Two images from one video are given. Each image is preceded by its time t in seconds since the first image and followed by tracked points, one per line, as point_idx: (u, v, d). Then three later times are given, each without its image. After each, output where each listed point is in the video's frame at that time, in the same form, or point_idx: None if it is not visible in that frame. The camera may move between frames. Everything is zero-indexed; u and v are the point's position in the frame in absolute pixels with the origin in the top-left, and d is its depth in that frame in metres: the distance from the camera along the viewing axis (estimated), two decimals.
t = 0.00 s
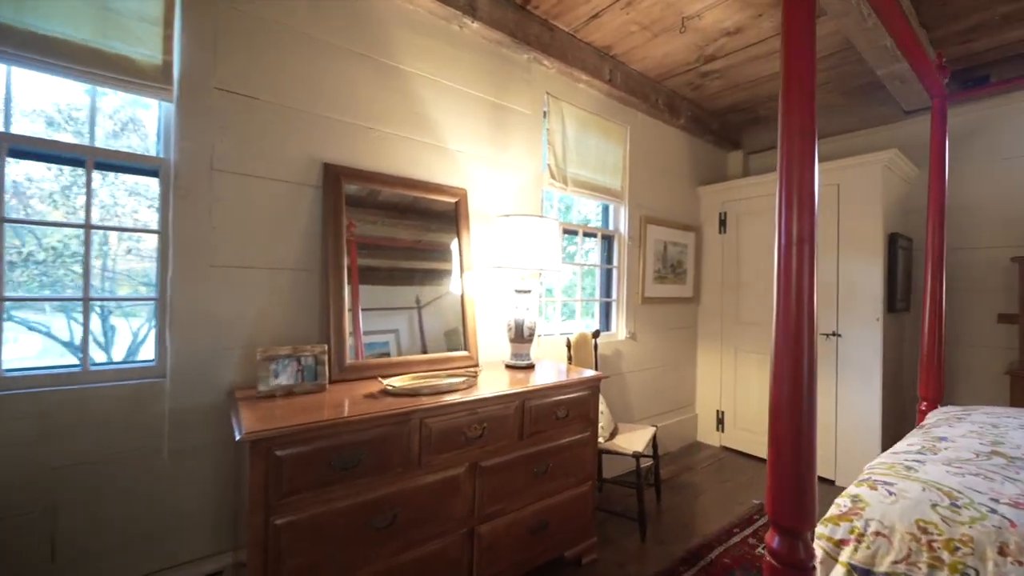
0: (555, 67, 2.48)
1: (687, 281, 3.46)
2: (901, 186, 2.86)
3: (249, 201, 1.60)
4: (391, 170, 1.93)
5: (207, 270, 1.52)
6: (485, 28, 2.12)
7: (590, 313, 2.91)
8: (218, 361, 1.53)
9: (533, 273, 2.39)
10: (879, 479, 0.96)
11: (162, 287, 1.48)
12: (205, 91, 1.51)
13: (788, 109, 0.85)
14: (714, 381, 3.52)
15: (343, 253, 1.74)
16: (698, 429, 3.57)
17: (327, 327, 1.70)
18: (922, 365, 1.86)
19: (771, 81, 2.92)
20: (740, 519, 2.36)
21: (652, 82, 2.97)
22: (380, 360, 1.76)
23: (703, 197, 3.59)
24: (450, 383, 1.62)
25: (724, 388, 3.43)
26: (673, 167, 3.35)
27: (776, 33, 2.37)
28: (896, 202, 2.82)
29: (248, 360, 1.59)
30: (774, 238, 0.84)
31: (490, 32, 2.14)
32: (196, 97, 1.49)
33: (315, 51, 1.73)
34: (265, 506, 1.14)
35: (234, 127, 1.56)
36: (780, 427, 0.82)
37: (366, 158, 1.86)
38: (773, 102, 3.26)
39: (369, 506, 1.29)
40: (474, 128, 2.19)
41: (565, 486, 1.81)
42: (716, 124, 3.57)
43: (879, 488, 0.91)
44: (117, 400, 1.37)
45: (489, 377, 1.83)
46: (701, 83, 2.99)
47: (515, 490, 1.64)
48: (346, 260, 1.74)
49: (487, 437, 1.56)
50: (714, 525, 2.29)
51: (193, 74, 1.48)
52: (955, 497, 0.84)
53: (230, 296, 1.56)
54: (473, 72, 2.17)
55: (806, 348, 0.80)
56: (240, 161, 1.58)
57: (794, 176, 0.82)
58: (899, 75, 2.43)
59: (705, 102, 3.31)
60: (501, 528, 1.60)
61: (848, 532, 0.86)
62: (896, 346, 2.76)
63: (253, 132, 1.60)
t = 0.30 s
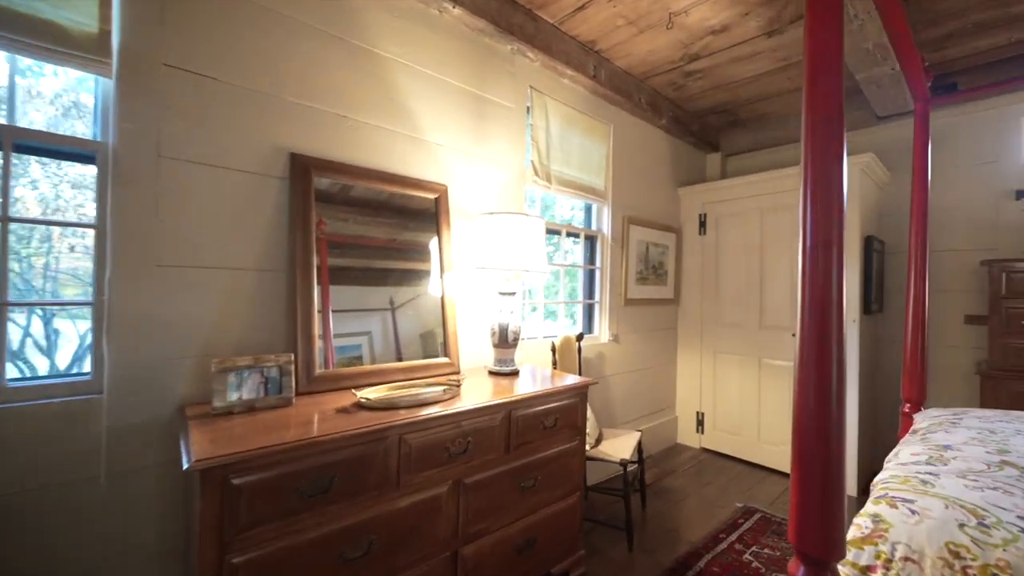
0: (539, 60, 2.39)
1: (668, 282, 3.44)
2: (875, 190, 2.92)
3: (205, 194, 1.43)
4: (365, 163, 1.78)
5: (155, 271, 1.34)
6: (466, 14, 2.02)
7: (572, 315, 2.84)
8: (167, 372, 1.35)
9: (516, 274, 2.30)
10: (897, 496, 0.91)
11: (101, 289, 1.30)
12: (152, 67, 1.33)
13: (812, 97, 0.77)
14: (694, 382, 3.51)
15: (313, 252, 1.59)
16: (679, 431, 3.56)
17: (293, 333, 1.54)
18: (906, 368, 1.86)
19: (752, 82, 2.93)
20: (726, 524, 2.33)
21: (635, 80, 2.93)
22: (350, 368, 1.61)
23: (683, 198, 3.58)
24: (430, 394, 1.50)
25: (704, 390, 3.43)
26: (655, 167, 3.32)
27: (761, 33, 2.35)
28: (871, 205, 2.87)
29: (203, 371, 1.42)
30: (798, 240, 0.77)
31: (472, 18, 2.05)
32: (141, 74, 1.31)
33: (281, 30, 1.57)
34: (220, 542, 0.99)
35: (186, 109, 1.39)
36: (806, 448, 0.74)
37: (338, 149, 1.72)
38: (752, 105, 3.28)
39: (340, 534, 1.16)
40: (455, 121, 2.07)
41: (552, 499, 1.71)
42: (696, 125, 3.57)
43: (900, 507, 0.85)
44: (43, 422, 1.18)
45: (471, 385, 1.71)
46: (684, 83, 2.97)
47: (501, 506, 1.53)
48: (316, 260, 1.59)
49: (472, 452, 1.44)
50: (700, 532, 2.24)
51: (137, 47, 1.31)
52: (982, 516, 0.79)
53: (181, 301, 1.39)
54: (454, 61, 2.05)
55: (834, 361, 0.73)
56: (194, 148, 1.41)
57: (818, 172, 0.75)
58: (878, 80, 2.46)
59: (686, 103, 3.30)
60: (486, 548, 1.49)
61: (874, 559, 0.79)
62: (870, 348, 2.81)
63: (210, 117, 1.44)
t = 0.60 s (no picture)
0: (516, 51, 2.31)
1: (642, 282, 3.43)
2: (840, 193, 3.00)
3: (141, 183, 1.26)
4: (330, 153, 1.64)
5: (79, 270, 1.16)
6: None
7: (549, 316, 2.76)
8: (94, 387, 1.18)
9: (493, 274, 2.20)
10: (901, 507, 0.87)
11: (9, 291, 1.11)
12: (76, 35, 1.15)
13: (825, 82, 0.71)
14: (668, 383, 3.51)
15: (270, 250, 1.43)
16: (653, 432, 3.55)
17: (246, 339, 1.38)
18: (880, 368, 1.89)
19: (726, 84, 2.95)
20: (705, 526, 2.31)
21: (612, 78, 2.89)
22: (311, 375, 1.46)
23: (657, 199, 3.57)
24: (402, 406, 1.37)
25: (678, 390, 3.44)
26: (630, 166, 3.30)
27: (737, 33, 2.36)
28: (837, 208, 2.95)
29: (139, 383, 1.25)
30: (810, 237, 0.70)
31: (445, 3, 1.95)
32: (62, 42, 1.14)
33: (234, 1, 1.41)
34: None
35: (119, 85, 1.22)
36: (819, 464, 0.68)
37: (299, 136, 1.56)
38: (724, 107, 3.31)
39: (300, 567, 1.02)
40: (428, 111, 1.95)
41: (532, 511, 1.62)
42: (669, 126, 3.58)
43: (907, 520, 0.81)
44: None
45: (447, 393, 1.60)
46: (660, 83, 2.95)
47: (479, 522, 1.42)
48: (274, 259, 1.44)
49: (448, 467, 1.33)
50: (680, 535, 2.21)
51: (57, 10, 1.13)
52: (991, 527, 0.75)
53: (113, 304, 1.21)
54: (428, 48, 1.94)
55: (850, 370, 0.67)
56: (128, 130, 1.23)
57: (831, 164, 0.69)
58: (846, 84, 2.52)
59: (661, 103, 3.29)
60: (463, 569, 1.38)
61: None
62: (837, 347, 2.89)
63: (147, 95, 1.26)
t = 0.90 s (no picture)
0: (483, 40, 2.19)
1: (611, 282, 3.39)
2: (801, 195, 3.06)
3: (35, 167, 1.06)
4: (275, 139, 1.47)
5: None
6: None
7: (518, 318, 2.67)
8: None
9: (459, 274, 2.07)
10: (892, 524, 0.82)
11: None
12: None
13: (826, 65, 0.63)
14: (637, 383, 3.50)
15: (201, 248, 1.25)
16: (622, 433, 3.53)
17: (171, 351, 1.20)
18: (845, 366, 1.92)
19: (694, 85, 2.94)
20: (676, 530, 2.27)
21: (582, 74, 2.83)
22: (265, 382, 1.32)
23: (626, 198, 3.55)
24: (358, 423, 1.23)
25: (647, 390, 3.42)
26: (599, 165, 3.26)
27: (706, 32, 2.34)
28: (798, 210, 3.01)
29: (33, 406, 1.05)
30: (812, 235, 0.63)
31: None
32: None
33: None
34: None
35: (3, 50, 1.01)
36: (823, 490, 0.61)
37: (238, 119, 1.38)
38: (691, 108, 3.32)
39: None
40: (388, 99, 1.80)
41: (500, 529, 1.51)
42: (638, 125, 3.56)
43: (902, 539, 0.76)
44: None
45: (409, 405, 1.46)
46: (629, 81, 2.91)
47: (442, 546, 1.30)
48: (209, 258, 1.26)
49: (408, 490, 1.20)
50: (652, 542, 2.16)
51: None
52: (989, 546, 0.71)
53: None
54: (387, 30, 1.79)
55: (858, 385, 0.60)
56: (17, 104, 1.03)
57: (835, 155, 0.62)
58: (808, 88, 2.56)
59: (630, 102, 3.26)
60: None
61: None
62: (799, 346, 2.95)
63: (43, 63, 1.06)
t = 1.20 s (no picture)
0: (447, 26, 2.07)
1: (580, 283, 3.34)
2: (764, 197, 3.12)
3: None
4: (207, 121, 1.28)
5: None
6: None
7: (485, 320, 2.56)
8: None
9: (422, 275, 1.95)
10: (883, 543, 0.77)
11: None
12: None
13: (829, 42, 0.57)
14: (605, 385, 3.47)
15: (115, 244, 1.07)
16: (591, 435, 3.49)
17: (75, 366, 1.01)
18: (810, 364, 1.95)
19: (662, 85, 2.93)
20: (646, 536, 2.23)
21: (551, 69, 2.75)
22: (211, 390, 1.18)
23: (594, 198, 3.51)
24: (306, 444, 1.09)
25: (615, 391, 3.40)
26: (567, 163, 3.20)
27: (675, 31, 2.31)
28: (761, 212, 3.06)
29: None
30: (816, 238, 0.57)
31: None
32: None
33: None
34: None
35: None
36: (830, 512, 0.55)
37: (164, 97, 1.20)
38: (659, 108, 3.32)
39: None
40: (343, 85, 1.65)
41: (466, 550, 1.40)
42: (606, 124, 3.53)
43: (897, 562, 0.70)
44: None
45: (364, 419, 1.32)
46: (598, 78, 2.86)
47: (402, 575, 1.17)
48: (119, 252, 1.07)
49: (362, 515, 1.08)
50: (622, 549, 2.11)
51: None
52: (984, 566, 0.67)
53: None
54: (341, 8, 1.64)
55: (866, 396, 0.54)
56: None
57: (840, 142, 0.56)
58: (773, 91, 2.59)
59: (598, 100, 3.22)
60: None
61: None
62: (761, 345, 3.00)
63: None
